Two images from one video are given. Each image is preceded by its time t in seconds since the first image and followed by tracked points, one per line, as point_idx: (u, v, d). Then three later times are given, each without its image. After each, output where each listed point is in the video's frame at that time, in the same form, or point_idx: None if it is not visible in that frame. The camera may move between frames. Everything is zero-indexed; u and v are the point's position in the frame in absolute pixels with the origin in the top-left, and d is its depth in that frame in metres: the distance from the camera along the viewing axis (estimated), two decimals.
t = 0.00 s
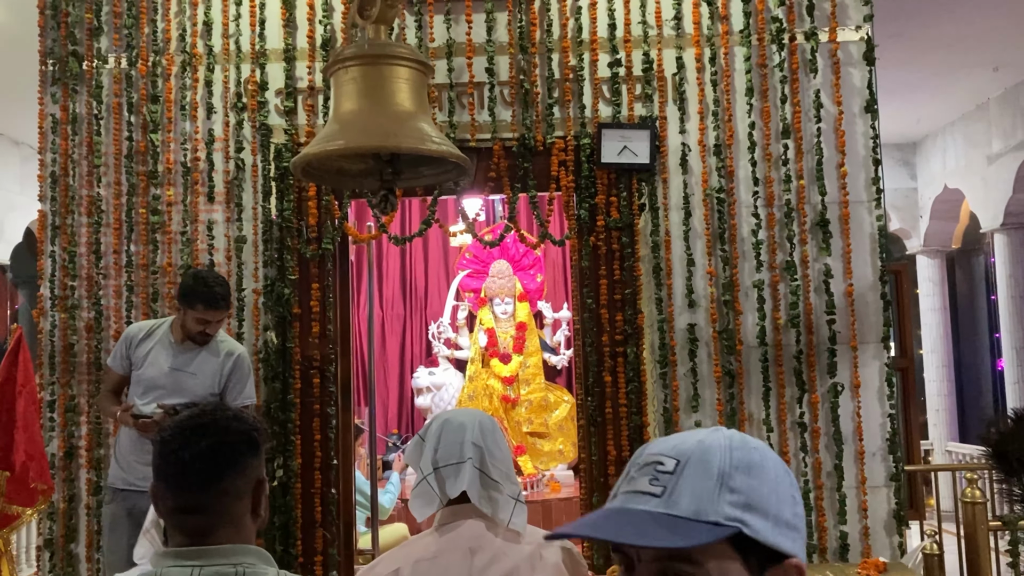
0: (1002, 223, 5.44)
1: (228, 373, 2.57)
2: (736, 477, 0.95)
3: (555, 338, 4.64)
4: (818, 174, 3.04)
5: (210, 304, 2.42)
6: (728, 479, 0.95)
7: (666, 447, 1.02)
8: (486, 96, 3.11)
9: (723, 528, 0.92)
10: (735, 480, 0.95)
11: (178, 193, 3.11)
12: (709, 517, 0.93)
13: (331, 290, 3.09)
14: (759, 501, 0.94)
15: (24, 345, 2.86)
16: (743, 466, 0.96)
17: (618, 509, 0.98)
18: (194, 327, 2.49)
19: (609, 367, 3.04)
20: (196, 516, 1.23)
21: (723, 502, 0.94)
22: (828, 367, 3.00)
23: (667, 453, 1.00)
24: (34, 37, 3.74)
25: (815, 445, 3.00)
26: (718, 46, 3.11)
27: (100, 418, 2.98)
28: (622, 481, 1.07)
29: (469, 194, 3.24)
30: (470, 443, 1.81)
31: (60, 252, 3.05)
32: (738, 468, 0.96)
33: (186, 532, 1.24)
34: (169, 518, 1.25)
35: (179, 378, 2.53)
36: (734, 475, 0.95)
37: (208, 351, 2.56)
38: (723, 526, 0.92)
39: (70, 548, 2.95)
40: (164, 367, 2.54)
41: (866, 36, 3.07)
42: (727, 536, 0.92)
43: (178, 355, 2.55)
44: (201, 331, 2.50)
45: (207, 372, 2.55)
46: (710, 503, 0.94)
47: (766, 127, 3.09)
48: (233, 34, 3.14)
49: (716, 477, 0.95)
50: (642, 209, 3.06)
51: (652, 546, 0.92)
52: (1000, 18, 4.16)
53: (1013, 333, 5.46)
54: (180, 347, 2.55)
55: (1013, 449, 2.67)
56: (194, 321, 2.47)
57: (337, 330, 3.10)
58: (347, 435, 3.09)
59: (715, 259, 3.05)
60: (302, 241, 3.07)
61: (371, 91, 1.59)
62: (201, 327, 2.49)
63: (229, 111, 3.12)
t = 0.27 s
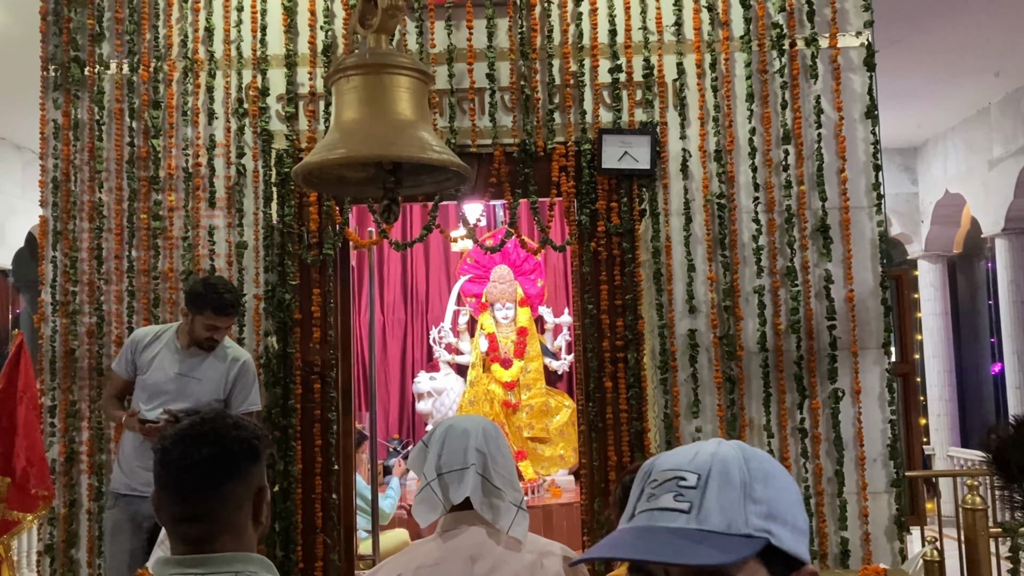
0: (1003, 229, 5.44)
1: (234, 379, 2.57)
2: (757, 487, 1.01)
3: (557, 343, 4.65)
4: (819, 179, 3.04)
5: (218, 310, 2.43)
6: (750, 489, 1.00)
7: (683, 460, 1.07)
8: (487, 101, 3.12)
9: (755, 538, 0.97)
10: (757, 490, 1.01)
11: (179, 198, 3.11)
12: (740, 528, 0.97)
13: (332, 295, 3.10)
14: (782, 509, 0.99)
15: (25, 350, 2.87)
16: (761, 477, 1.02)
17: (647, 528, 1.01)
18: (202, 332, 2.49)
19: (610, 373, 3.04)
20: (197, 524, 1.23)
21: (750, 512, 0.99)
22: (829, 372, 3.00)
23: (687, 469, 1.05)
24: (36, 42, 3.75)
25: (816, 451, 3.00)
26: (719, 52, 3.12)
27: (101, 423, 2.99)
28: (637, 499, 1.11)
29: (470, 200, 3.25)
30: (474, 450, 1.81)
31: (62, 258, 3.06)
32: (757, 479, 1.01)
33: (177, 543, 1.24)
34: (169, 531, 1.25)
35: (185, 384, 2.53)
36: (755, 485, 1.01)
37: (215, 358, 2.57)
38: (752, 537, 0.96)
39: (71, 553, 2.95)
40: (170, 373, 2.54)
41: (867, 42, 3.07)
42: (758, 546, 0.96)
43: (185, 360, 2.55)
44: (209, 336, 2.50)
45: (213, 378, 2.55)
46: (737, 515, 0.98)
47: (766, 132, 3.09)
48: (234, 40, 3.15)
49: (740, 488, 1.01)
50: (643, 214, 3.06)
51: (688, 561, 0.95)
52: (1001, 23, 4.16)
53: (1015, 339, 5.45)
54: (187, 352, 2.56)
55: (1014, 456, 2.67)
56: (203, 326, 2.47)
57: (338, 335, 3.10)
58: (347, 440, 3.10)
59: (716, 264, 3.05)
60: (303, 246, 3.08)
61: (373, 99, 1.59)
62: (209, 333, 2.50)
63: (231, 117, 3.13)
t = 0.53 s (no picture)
0: (1003, 231, 5.44)
1: (236, 382, 2.57)
2: (758, 514, 1.00)
3: (557, 346, 4.66)
4: (818, 182, 3.04)
5: (220, 312, 2.43)
6: (753, 517, 1.00)
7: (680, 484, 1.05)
8: (487, 105, 3.12)
9: (760, 572, 0.96)
10: (760, 519, 1.00)
11: (180, 202, 3.12)
12: (745, 561, 0.97)
13: (332, 299, 3.10)
14: (784, 540, 0.99)
15: (25, 354, 2.87)
16: (761, 503, 1.01)
17: (648, 560, 1.00)
18: (206, 336, 2.49)
19: (610, 376, 3.04)
20: (195, 529, 1.24)
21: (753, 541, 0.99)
22: (829, 375, 3.00)
23: (685, 494, 1.03)
24: (36, 45, 3.76)
25: (816, 454, 3.00)
26: (718, 55, 3.12)
27: (102, 427, 2.99)
28: (627, 520, 1.09)
29: (470, 203, 3.25)
30: (479, 454, 1.81)
31: (62, 261, 3.06)
32: (758, 506, 1.01)
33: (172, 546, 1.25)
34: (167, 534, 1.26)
35: (188, 386, 2.54)
36: (756, 513, 1.00)
37: (218, 361, 2.57)
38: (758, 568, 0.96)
39: (71, 557, 2.95)
40: (173, 376, 2.55)
41: (866, 45, 3.08)
42: None
43: (188, 364, 2.55)
44: (213, 340, 2.51)
45: (216, 381, 2.55)
46: (740, 545, 0.98)
47: (766, 135, 3.10)
48: (234, 44, 3.16)
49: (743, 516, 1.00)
50: (643, 217, 3.06)
51: None
52: (1001, 25, 4.17)
53: (1015, 341, 5.45)
54: (190, 356, 2.56)
55: (1014, 459, 2.68)
56: (206, 328, 2.47)
57: (338, 339, 3.11)
58: (348, 443, 3.10)
59: (716, 268, 3.05)
60: (303, 250, 3.08)
61: (373, 107, 1.59)
62: (211, 336, 2.50)
63: (231, 121, 3.13)
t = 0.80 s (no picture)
0: (1003, 232, 5.45)
1: (237, 385, 2.57)
2: (776, 537, 1.14)
3: (557, 348, 4.67)
4: (817, 184, 3.05)
5: (220, 315, 2.43)
6: (771, 541, 1.13)
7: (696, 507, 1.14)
8: (486, 107, 3.13)
9: None
10: (771, 540, 1.13)
11: (179, 204, 3.12)
12: None
13: (332, 301, 3.10)
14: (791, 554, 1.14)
15: (24, 357, 2.87)
16: (776, 526, 1.15)
17: None
18: (205, 340, 2.49)
19: (609, 377, 3.04)
20: (178, 532, 1.24)
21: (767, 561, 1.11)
22: (828, 377, 3.00)
23: (703, 520, 1.12)
24: (35, 48, 3.76)
25: (816, 455, 2.99)
26: (717, 57, 3.12)
27: (101, 430, 3.00)
28: (640, 539, 1.15)
29: (469, 205, 3.25)
30: (477, 459, 1.79)
31: (61, 264, 3.07)
32: (774, 528, 1.14)
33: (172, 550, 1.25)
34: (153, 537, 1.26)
35: (189, 389, 2.53)
36: (775, 536, 1.14)
37: (218, 363, 2.57)
38: None
39: (70, 560, 2.95)
40: (174, 379, 2.55)
41: (865, 46, 3.08)
42: None
43: (189, 366, 2.56)
44: (212, 343, 2.51)
45: (216, 384, 2.55)
46: (764, 567, 1.11)
47: (764, 137, 3.10)
48: (233, 46, 3.16)
49: (758, 541, 1.12)
50: (642, 219, 3.06)
51: None
52: (999, 27, 4.17)
53: (1015, 342, 5.45)
54: (191, 358, 2.56)
55: (1012, 460, 2.68)
56: (206, 331, 2.47)
57: (338, 341, 3.11)
58: (347, 446, 3.09)
59: (715, 269, 3.05)
60: (303, 252, 3.08)
61: (371, 114, 1.60)
62: (211, 339, 2.50)
63: (230, 123, 3.13)
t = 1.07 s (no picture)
0: (1003, 232, 5.44)
1: (235, 387, 2.56)
2: (808, 551, 0.97)
3: (557, 349, 4.66)
4: (816, 185, 3.05)
5: (217, 316, 2.42)
6: (800, 554, 0.97)
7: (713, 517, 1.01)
8: (485, 108, 3.13)
9: None
10: (804, 552, 0.97)
11: (178, 207, 3.12)
12: None
13: (330, 303, 3.10)
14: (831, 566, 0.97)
15: (23, 359, 2.87)
16: (813, 537, 0.98)
17: None
18: (201, 341, 2.48)
19: (608, 379, 3.04)
20: (127, 534, 1.26)
21: None
22: (828, 377, 3.00)
23: (722, 531, 0.99)
24: (33, 50, 3.76)
25: (815, 456, 2.99)
26: (715, 58, 3.12)
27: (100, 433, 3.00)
28: (655, 551, 1.04)
29: (468, 206, 3.25)
30: (471, 461, 1.80)
31: (60, 266, 3.07)
32: (808, 541, 0.98)
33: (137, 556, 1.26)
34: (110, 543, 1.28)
35: (188, 392, 2.53)
36: (806, 549, 0.98)
37: (216, 365, 2.56)
38: None
39: (70, 562, 2.96)
40: (173, 381, 2.55)
41: (863, 47, 3.08)
42: None
43: (187, 369, 2.55)
44: (209, 344, 2.50)
45: (215, 386, 2.54)
46: None
47: (763, 138, 3.09)
48: (232, 48, 3.16)
49: (787, 554, 0.97)
50: (641, 220, 3.07)
51: None
52: (998, 27, 4.17)
53: (1015, 342, 5.45)
54: (190, 360, 2.56)
55: (1012, 461, 2.68)
56: (202, 332, 2.46)
57: (337, 343, 3.10)
58: (347, 447, 3.09)
59: (714, 270, 3.05)
60: (302, 254, 3.09)
61: (369, 121, 1.59)
62: (208, 340, 2.49)
63: (229, 125, 3.13)
